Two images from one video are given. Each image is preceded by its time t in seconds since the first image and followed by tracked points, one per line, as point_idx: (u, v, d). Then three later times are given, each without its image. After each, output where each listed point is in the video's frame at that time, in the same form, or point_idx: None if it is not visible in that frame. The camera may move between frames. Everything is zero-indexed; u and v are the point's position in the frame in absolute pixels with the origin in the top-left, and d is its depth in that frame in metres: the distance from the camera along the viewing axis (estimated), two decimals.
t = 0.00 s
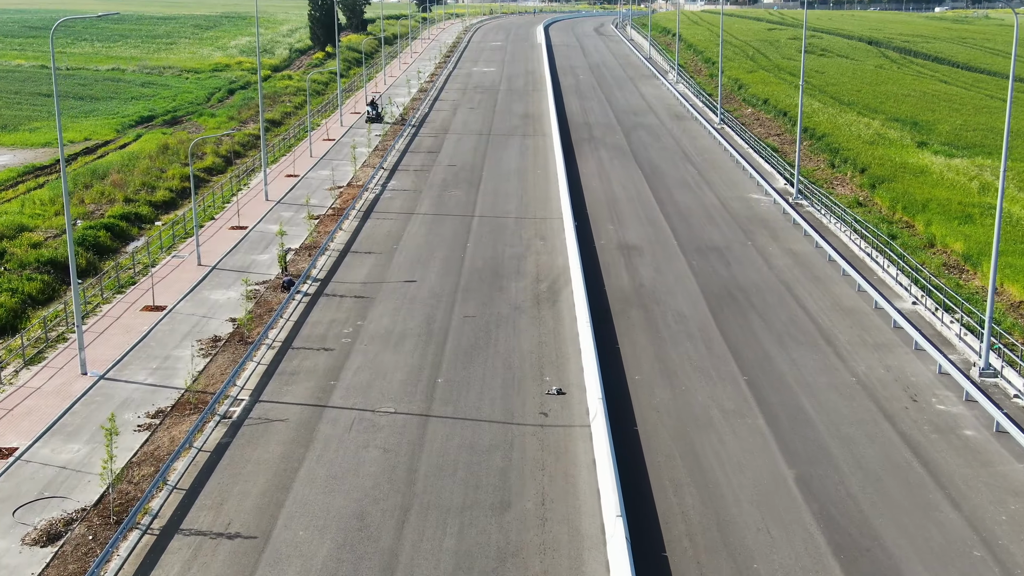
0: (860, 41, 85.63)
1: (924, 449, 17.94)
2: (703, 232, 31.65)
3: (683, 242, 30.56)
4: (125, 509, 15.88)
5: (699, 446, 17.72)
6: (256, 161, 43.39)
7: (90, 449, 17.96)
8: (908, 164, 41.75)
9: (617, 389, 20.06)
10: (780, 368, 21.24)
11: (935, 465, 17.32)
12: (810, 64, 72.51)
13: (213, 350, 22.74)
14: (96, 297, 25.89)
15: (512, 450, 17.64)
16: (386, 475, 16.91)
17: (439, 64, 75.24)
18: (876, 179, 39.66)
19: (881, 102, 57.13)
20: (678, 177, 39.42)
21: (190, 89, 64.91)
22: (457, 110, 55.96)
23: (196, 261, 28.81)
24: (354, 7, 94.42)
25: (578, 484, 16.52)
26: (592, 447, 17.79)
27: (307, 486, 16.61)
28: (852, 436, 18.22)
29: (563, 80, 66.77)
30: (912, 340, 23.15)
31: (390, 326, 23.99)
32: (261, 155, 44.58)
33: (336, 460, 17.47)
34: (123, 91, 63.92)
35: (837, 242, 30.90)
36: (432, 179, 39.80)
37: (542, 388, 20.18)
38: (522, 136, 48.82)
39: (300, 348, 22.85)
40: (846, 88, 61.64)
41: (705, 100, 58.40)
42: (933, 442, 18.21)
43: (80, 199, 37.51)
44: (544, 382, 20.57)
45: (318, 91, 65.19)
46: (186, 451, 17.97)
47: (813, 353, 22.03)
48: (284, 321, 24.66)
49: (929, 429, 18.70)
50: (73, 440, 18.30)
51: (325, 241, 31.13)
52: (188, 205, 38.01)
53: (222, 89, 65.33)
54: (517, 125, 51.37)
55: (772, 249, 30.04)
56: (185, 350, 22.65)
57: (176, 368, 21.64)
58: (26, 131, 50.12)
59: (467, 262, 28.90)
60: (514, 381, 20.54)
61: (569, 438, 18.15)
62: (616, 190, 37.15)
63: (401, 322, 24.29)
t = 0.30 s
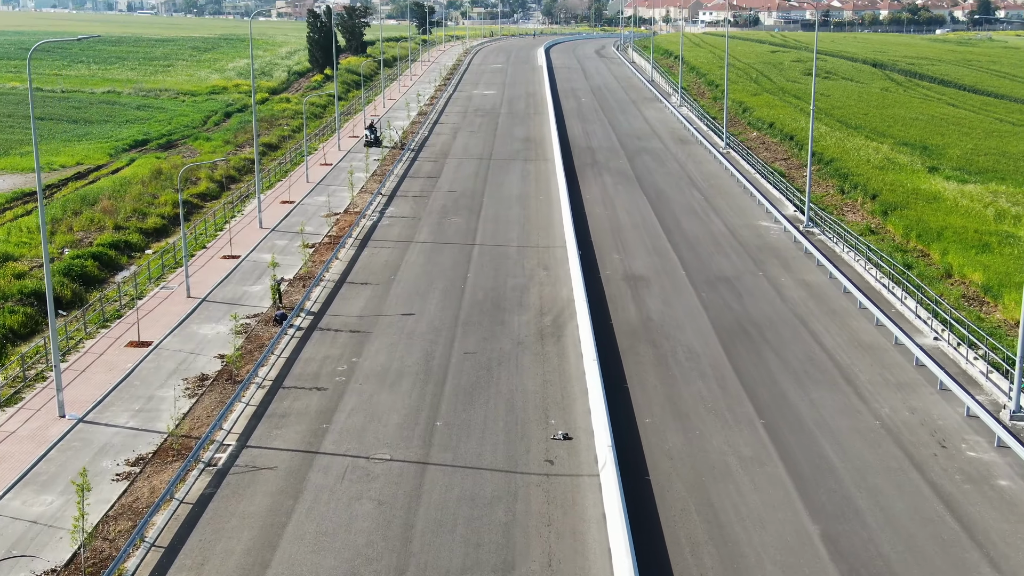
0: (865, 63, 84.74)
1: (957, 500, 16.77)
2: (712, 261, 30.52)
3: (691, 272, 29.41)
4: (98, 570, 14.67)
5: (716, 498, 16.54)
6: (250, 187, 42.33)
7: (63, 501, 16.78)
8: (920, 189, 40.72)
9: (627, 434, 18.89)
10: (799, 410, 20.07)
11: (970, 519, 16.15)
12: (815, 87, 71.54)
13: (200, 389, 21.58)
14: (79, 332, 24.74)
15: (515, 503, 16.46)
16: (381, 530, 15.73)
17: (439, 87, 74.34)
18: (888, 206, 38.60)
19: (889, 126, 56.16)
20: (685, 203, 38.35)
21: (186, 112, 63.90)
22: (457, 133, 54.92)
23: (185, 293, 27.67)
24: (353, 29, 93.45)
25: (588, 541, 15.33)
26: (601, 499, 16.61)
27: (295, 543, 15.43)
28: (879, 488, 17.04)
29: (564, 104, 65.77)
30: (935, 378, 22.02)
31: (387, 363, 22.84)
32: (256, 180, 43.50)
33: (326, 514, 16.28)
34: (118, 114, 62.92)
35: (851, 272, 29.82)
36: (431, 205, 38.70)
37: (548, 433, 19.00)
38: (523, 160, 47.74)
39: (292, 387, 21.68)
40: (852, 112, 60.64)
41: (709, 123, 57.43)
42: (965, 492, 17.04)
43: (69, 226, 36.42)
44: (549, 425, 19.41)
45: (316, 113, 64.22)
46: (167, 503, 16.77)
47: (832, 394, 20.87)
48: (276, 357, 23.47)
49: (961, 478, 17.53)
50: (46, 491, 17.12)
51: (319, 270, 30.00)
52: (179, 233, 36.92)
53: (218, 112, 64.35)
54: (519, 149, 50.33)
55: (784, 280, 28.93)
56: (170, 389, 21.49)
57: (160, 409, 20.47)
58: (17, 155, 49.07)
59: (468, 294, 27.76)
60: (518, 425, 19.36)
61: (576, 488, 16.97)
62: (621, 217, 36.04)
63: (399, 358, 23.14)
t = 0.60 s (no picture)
0: (870, 85, 83.88)
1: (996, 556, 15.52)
2: (721, 292, 29.36)
3: (701, 304, 28.24)
4: None
5: (737, 557, 15.30)
6: (244, 213, 41.22)
7: (31, 560, 15.53)
8: (932, 216, 39.62)
9: (639, 483, 17.66)
10: (821, 456, 18.84)
11: None
12: (820, 109, 70.63)
13: (185, 432, 20.35)
14: (59, 369, 23.54)
15: (520, 562, 15.23)
16: None
17: (439, 109, 73.41)
18: (901, 233, 37.49)
19: (898, 149, 55.14)
20: (691, 230, 37.22)
21: (182, 135, 62.94)
22: (457, 157, 53.87)
23: (172, 326, 26.47)
24: (353, 51, 92.50)
25: None
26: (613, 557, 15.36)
27: None
28: (911, 544, 15.84)
29: (565, 126, 64.76)
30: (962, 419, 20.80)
31: (382, 403, 21.61)
32: (250, 206, 42.39)
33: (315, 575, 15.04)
34: (111, 137, 61.92)
35: (867, 304, 28.65)
36: (431, 232, 37.55)
37: (554, 482, 17.80)
38: (524, 185, 46.63)
39: (282, 429, 20.45)
40: (859, 134, 59.66)
41: (714, 146, 56.42)
42: (1005, 548, 15.78)
43: (56, 254, 35.28)
44: (555, 473, 18.17)
45: (313, 136, 63.23)
46: (143, 562, 15.52)
47: (855, 438, 19.66)
48: (265, 397, 22.23)
49: (999, 532, 16.27)
50: (14, 548, 15.89)
51: (313, 301, 28.79)
52: (170, 260, 35.77)
53: (214, 134, 63.40)
54: (520, 174, 49.25)
55: (798, 311, 27.75)
56: (152, 432, 20.26)
57: (141, 454, 19.24)
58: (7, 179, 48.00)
59: (468, 327, 26.55)
60: (521, 473, 18.12)
61: (585, 545, 15.74)
62: (626, 245, 34.88)
63: (396, 398, 21.91)
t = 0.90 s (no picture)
0: (874, 108, 82.97)
1: None
2: (732, 324, 28.15)
3: (712, 336, 27.03)
4: None
5: None
6: (237, 239, 40.08)
7: None
8: (946, 242, 38.50)
9: (652, 538, 16.41)
10: (847, 506, 17.57)
11: None
12: (826, 132, 69.64)
13: (166, 478, 19.11)
14: (36, 409, 22.33)
15: None
16: None
17: (438, 132, 72.46)
18: (915, 260, 36.35)
19: (906, 173, 54.08)
20: (699, 257, 36.06)
21: (177, 159, 61.89)
22: (456, 181, 52.79)
23: (158, 362, 25.26)
24: (351, 73, 91.57)
25: None
26: None
27: None
28: None
29: (567, 150, 63.71)
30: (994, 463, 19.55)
31: (377, 446, 20.35)
32: (244, 231, 41.24)
33: None
34: (105, 160, 60.86)
35: (884, 336, 27.44)
36: (429, 259, 36.36)
37: (560, 535, 16.56)
38: (526, 210, 45.49)
39: (270, 475, 19.19)
40: (866, 158, 58.64)
41: (718, 170, 55.38)
42: None
43: (42, 282, 34.11)
44: (561, 525, 16.91)
45: (310, 159, 62.22)
46: None
47: (881, 485, 18.44)
48: (253, 438, 20.98)
49: None
50: None
51: (307, 334, 27.57)
52: (159, 289, 34.59)
53: (210, 158, 62.36)
54: (521, 198, 48.15)
55: (813, 345, 26.53)
56: (131, 478, 19.02)
57: (118, 503, 18.00)
58: None
59: (469, 362, 25.31)
60: (525, 526, 16.87)
61: None
62: (632, 273, 33.70)
63: (392, 440, 20.68)
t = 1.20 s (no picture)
0: (879, 130, 82.02)
1: None
2: (745, 357, 26.90)
3: (723, 371, 25.78)
4: None
5: None
6: (230, 266, 38.88)
7: None
8: (962, 269, 37.33)
9: None
10: (878, 562, 16.29)
11: None
12: (831, 154, 68.60)
13: (145, 528, 17.83)
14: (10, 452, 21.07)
15: None
16: None
17: (438, 155, 71.39)
18: (930, 289, 35.15)
19: (915, 197, 52.97)
20: (707, 285, 34.86)
21: (171, 182, 60.76)
22: (456, 205, 51.62)
23: (142, 399, 24.00)
24: (350, 94, 90.51)
25: None
26: None
27: None
28: None
29: (568, 173, 62.58)
30: None
31: (371, 493, 19.08)
32: (237, 257, 40.05)
33: None
34: (98, 183, 59.75)
35: (903, 371, 26.21)
36: (428, 287, 35.13)
37: None
38: (527, 235, 44.30)
39: (256, 525, 17.91)
40: (874, 181, 57.55)
41: (723, 193, 54.26)
42: None
43: (25, 311, 32.87)
44: None
45: (307, 183, 61.11)
46: None
47: (911, 537, 17.17)
48: (239, 483, 19.71)
49: None
50: None
51: (299, 367, 26.31)
52: (147, 318, 33.36)
53: (205, 181, 61.23)
54: (522, 223, 46.96)
55: (831, 380, 25.29)
56: (106, 529, 17.74)
57: (91, 558, 16.71)
58: None
59: (469, 398, 24.06)
60: None
61: None
62: (638, 302, 32.48)
63: (387, 486, 19.40)
